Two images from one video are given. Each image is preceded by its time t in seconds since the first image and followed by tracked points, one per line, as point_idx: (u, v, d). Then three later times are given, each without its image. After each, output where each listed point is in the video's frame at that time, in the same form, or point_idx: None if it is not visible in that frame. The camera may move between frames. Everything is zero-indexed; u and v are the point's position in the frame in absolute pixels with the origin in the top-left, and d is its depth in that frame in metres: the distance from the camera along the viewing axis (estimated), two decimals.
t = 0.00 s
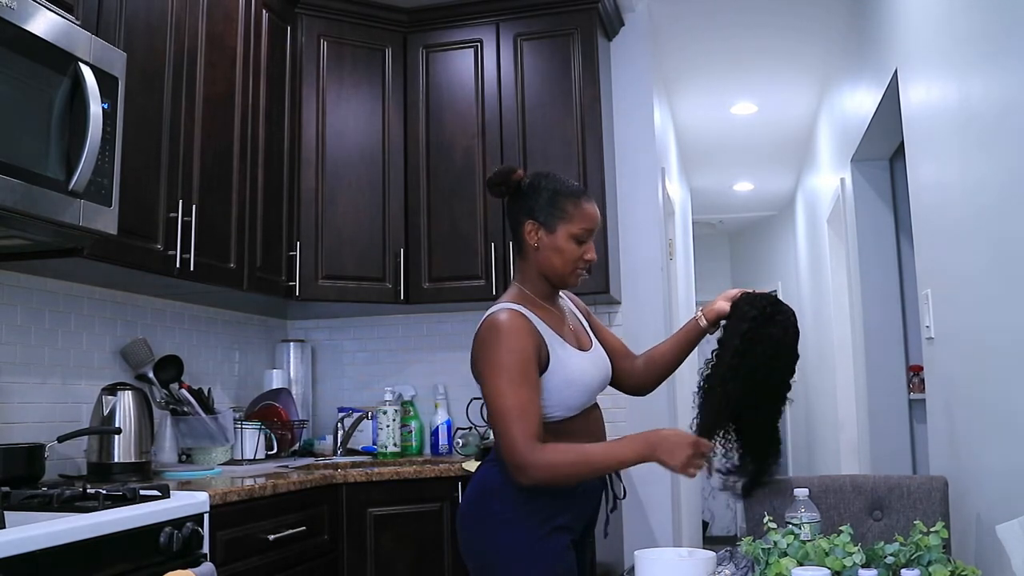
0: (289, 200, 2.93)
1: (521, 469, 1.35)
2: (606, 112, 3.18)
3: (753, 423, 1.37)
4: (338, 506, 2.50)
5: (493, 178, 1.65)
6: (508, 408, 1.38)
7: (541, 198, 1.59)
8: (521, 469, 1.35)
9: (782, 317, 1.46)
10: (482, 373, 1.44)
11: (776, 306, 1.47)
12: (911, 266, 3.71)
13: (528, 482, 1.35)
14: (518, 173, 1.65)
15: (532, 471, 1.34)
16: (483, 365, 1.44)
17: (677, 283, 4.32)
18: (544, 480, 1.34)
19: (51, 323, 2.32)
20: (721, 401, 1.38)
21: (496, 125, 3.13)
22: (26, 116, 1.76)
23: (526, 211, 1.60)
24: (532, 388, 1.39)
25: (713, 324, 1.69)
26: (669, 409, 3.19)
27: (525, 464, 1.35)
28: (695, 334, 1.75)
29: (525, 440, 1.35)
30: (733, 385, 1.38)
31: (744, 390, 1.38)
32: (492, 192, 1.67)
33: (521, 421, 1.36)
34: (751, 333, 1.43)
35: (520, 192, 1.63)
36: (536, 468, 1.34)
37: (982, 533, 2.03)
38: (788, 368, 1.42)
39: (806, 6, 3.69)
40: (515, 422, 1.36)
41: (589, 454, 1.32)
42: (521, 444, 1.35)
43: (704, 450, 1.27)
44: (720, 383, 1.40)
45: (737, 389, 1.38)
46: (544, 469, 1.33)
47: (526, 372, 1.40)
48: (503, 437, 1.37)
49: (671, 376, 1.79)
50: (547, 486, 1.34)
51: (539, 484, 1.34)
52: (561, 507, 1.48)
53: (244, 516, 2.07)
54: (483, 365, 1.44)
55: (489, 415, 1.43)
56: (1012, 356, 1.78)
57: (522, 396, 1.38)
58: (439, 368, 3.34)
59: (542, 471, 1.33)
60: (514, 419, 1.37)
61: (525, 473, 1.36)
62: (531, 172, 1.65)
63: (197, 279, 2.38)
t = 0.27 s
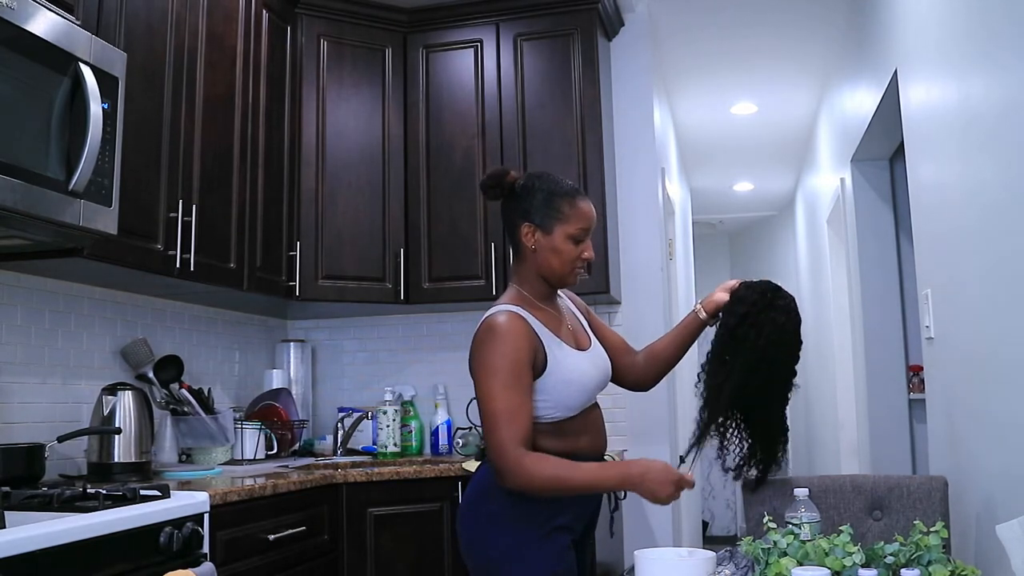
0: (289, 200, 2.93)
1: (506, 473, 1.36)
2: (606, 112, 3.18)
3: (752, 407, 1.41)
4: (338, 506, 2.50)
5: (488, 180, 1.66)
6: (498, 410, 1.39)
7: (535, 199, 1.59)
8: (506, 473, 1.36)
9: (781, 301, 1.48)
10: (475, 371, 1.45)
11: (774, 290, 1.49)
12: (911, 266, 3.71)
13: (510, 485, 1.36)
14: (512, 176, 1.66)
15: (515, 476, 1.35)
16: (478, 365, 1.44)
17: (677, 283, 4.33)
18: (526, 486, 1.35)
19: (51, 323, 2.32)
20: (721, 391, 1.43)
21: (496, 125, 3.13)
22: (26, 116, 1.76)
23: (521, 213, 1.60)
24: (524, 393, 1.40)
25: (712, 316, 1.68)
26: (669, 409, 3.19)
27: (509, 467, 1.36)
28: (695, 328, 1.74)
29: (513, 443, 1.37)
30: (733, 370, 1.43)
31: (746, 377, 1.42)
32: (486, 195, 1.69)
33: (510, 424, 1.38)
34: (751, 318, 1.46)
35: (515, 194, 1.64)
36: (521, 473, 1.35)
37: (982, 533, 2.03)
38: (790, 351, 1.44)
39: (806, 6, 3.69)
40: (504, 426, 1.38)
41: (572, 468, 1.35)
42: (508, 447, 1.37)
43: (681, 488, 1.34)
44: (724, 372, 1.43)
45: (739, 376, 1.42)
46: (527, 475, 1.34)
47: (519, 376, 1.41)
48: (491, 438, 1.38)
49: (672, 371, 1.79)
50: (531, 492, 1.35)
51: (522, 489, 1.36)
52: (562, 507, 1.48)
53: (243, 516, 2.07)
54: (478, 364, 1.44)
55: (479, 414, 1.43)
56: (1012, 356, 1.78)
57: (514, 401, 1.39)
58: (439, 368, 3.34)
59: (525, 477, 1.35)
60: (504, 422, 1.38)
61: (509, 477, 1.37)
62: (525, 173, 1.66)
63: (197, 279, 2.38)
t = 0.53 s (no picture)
0: (289, 200, 2.93)
1: (506, 474, 1.37)
2: (606, 112, 3.18)
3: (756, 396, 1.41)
4: (338, 506, 2.51)
5: (485, 183, 1.66)
6: (498, 409, 1.39)
7: (533, 201, 1.59)
8: (506, 474, 1.37)
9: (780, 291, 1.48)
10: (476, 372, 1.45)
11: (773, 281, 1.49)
12: (911, 266, 3.71)
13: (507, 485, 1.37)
14: (509, 178, 1.66)
15: (515, 477, 1.36)
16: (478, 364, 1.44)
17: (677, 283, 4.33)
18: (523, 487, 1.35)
19: (51, 323, 2.32)
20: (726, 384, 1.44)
21: (496, 125, 3.13)
22: (27, 116, 1.76)
23: (520, 215, 1.60)
24: (524, 393, 1.41)
25: (710, 310, 1.68)
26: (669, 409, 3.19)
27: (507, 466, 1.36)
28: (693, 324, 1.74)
29: (512, 443, 1.37)
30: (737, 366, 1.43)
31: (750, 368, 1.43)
32: (484, 198, 1.69)
33: (509, 423, 1.38)
34: (754, 314, 1.46)
35: (513, 196, 1.64)
36: (520, 474, 1.35)
37: (982, 533, 2.03)
38: (793, 345, 1.44)
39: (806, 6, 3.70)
40: (504, 425, 1.38)
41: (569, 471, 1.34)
42: (507, 446, 1.37)
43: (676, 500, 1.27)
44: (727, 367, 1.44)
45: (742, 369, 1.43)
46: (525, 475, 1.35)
47: (518, 378, 1.41)
48: (489, 437, 1.39)
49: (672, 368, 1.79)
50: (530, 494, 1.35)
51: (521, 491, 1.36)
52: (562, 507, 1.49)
53: (244, 516, 2.07)
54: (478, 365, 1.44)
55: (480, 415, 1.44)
56: (1011, 356, 1.78)
57: (514, 400, 1.39)
58: (439, 368, 3.34)
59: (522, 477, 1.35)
60: (504, 421, 1.38)
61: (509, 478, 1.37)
62: (522, 175, 1.66)
63: (197, 279, 2.38)
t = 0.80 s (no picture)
0: (289, 200, 2.93)
1: (538, 464, 1.35)
2: (606, 112, 3.18)
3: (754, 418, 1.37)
4: (338, 506, 2.51)
5: (483, 183, 1.66)
6: (515, 407, 1.38)
7: (533, 200, 1.59)
8: (539, 464, 1.34)
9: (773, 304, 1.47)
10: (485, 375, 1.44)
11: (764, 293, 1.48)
12: (911, 266, 3.71)
13: (548, 477, 1.34)
14: (508, 178, 1.65)
15: (549, 462, 1.33)
16: (485, 368, 1.43)
17: (677, 283, 4.33)
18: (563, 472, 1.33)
19: (51, 323, 2.32)
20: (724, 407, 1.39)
21: (496, 125, 3.13)
22: (27, 116, 1.76)
23: (520, 214, 1.60)
24: (537, 386, 1.40)
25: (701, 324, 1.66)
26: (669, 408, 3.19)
27: (539, 461, 1.34)
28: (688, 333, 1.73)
29: (538, 437, 1.35)
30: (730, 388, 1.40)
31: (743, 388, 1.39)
32: (483, 198, 1.69)
33: (530, 419, 1.36)
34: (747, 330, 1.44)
35: (512, 195, 1.64)
36: (553, 458, 1.33)
37: (982, 533, 2.03)
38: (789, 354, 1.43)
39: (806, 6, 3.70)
40: (524, 418, 1.36)
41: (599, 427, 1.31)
42: (533, 441, 1.35)
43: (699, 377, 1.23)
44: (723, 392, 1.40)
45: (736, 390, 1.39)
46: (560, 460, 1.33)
47: (529, 367, 1.40)
48: (513, 434, 1.37)
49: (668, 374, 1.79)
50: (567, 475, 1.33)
51: (559, 475, 1.34)
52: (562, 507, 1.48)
53: (244, 516, 2.07)
54: (486, 366, 1.43)
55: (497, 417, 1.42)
56: (1011, 356, 1.78)
57: (528, 395, 1.38)
58: (439, 368, 3.34)
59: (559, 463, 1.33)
60: (524, 418, 1.36)
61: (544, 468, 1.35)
62: (521, 174, 1.66)
63: (197, 279, 2.38)
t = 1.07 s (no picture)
0: (289, 200, 2.93)
1: (567, 451, 1.39)
2: (606, 112, 3.18)
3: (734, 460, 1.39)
4: (338, 506, 2.51)
5: (485, 182, 1.66)
6: (538, 400, 1.40)
7: (535, 196, 1.60)
8: (568, 452, 1.39)
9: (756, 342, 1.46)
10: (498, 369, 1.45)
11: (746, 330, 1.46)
12: (911, 266, 3.71)
13: (579, 462, 1.40)
14: (509, 177, 1.66)
15: (582, 449, 1.39)
16: (500, 364, 1.44)
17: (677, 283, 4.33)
18: (601, 449, 1.40)
19: (51, 323, 2.32)
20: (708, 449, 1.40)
21: (496, 125, 3.13)
22: (27, 115, 1.76)
23: (522, 211, 1.60)
24: (554, 372, 1.41)
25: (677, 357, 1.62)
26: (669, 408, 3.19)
27: (576, 445, 1.39)
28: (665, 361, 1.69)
29: (569, 424, 1.38)
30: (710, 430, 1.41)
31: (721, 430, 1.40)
32: (484, 197, 1.69)
33: (556, 408, 1.39)
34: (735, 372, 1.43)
35: (514, 192, 1.64)
36: (585, 444, 1.39)
37: (982, 533, 2.03)
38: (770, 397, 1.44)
39: (806, 6, 3.70)
40: (549, 410, 1.39)
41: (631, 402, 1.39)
42: (561, 431, 1.39)
43: (721, 328, 1.39)
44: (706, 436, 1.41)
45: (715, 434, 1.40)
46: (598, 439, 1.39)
47: (546, 357, 1.42)
48: (538, 425, 1.40)
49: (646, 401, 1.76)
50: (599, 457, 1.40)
51: (590, 458, 1.40)
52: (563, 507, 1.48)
53: (243, 516, 2.07)
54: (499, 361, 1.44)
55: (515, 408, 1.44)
56: (1011, 356, 1.78)
57: (549, 383, 1.40)
58: (439, 368, 3.34)
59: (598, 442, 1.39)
60: (550, 407, 1.39)
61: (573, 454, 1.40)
62: (523, 173, 1.66)
63: (197, 279, 2.38)
